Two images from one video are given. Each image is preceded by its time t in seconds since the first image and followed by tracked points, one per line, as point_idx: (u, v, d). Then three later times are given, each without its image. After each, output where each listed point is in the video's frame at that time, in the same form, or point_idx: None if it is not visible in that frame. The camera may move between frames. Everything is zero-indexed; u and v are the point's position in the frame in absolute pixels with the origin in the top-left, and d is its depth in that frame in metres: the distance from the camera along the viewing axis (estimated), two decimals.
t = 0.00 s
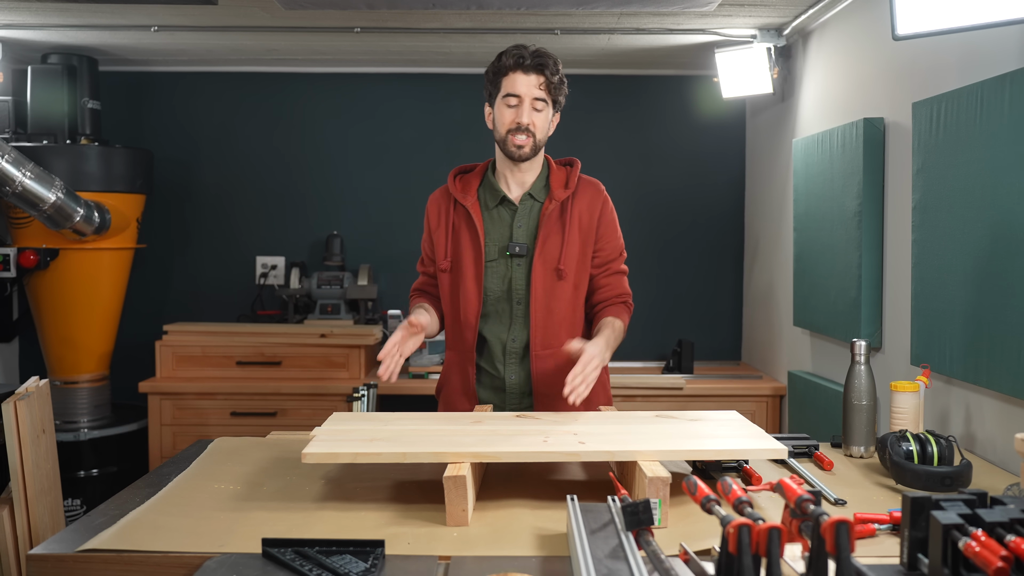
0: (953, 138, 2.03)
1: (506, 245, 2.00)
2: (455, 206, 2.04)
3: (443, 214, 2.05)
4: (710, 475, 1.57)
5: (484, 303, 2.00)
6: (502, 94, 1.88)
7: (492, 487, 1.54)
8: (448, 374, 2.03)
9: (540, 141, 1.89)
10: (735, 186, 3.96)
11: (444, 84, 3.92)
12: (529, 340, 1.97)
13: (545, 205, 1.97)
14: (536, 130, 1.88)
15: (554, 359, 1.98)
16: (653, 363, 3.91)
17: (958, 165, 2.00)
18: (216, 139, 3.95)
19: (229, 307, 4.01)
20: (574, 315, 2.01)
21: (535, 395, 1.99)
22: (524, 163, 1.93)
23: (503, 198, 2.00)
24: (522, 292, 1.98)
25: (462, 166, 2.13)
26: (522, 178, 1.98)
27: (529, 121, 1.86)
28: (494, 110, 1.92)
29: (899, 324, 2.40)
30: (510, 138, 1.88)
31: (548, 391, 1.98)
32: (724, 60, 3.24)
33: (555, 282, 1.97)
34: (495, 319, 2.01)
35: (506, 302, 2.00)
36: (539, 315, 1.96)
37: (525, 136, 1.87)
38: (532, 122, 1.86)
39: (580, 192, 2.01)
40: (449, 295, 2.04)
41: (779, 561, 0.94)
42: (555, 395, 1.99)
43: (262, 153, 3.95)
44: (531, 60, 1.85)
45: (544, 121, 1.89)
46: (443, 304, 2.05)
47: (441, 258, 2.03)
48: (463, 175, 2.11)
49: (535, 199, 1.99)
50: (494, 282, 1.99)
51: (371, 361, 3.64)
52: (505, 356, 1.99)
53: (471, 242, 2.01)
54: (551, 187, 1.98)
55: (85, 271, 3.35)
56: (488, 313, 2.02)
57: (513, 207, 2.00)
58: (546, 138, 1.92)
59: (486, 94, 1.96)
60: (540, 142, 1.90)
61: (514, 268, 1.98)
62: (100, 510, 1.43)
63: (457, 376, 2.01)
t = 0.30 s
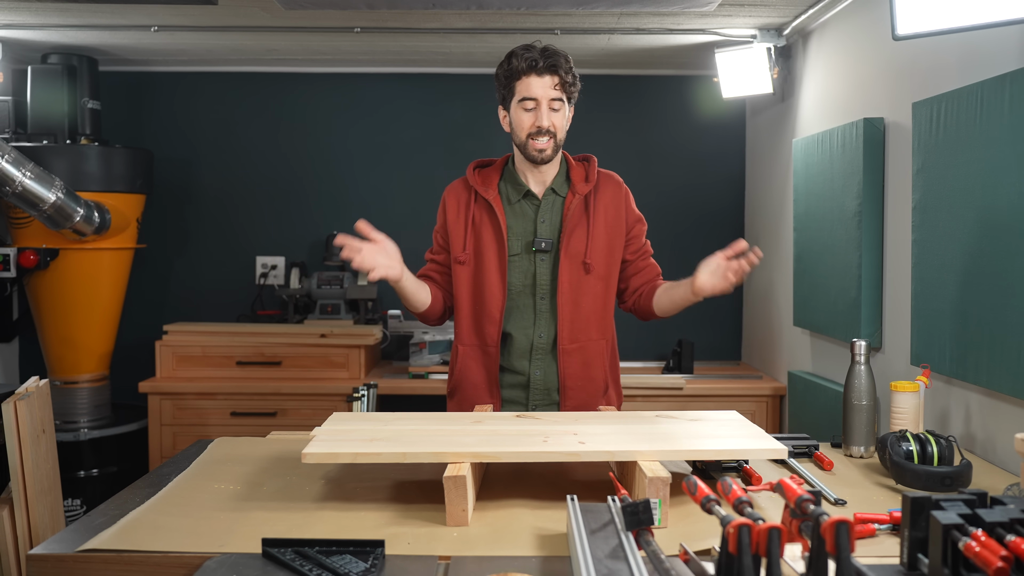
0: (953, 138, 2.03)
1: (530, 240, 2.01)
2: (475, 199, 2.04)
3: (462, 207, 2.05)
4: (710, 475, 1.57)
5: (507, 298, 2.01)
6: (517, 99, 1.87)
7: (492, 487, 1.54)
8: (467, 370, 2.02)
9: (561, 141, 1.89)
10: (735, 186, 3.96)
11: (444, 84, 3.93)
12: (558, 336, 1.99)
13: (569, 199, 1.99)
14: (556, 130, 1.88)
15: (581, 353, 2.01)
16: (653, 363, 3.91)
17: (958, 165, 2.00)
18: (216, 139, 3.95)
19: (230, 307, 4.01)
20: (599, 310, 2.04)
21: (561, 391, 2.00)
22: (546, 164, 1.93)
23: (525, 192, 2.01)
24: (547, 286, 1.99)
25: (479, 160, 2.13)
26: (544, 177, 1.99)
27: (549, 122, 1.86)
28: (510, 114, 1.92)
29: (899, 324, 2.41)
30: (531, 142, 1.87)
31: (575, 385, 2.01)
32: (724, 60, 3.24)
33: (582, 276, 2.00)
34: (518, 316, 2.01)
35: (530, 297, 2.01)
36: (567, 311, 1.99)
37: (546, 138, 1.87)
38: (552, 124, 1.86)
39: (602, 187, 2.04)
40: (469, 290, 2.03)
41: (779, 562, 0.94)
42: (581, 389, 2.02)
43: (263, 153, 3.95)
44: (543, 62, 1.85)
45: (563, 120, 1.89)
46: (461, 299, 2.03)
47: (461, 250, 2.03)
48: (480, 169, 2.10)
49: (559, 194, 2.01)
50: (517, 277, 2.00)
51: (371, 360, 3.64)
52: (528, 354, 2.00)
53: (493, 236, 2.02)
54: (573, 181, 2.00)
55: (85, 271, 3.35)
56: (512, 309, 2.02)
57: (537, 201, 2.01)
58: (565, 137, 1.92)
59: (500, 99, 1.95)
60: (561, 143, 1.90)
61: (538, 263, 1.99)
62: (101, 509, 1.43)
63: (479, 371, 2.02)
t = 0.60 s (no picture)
0: (953, 138, 2.03)
1: (553, 248, 2.00)
2: (495, 205, 2.03)
3: (482, 213, 2.04)
4: (710, 475, 1.57)
5: (528, 304, 2.00)
6: (545, 102, 1.88)
7: (492, 487, 1.54)
8: (486, 374, 2.03)
9: (586, 149, 1.90)
10: (735, 186, 3.96)
11: (444, 85, 3.93)
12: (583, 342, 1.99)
13: (593, 208, 1.99)
14: (582, 138, 1.89)
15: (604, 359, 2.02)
16: (653, 363, 3.91)
17: (958, 165, 2.00)
18: (217, 139, 3.95)
19: (230, 307, 4.01)
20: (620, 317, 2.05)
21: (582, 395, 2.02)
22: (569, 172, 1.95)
23: (548, 199, 2.00)
24: (569, 293, 1.99)
25: (499, 161, 2.12)
26: (567, 183, 1.99)
27: (573, 131, 1.87)
28: (537, 116, 1.93)
29: (899, 324, 2.40)
30: (554, 149, 1.89)
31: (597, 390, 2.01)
32: (724, 60, 3.24)
33: (606, 287, 2.00)
34: (540, 320, 2.01)
35: (552, 303, 2.01)
36: (593, 321, 1.99)
37: (570, 146, 1.88)
38: (577, 132, 1.87)
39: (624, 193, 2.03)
40: (490, 296, 2.04)
41: (779, 562, 0.94)
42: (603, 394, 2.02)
43: (265, 154, 3.96)
44: (575, 69, 1.84)
45: (588, 129, 1.90)
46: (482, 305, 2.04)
47: (480, 257, 2.03)
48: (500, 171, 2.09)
49: (582, 202, 2.00)
50: (538, 284, 2.00)
51: (371, 360, 3.64)
52: (548, 357, 2.01)
53: (514, 242, 2.01)
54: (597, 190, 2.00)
55: (85, 271, 3.35)
56: (533, 314, 2.02)
57: (560, 208, 2.00)
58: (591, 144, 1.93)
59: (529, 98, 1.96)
60: (585, 151, 1.91)
61: (561, 271, 1.99)
62: (102, 509, 1.43)
63: (498, 376, 2.03)
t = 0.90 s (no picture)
0: (953, 138, 2.03)
1: (566, 251, 2.00)
2: (512, 206, 2.03)
3: (499, 213, 2.03)
4: (710, 475, 1.57)
5: (539, 307, 2.01)
6: (554, 105, 1.88)
7: (492, 486, 1.54)
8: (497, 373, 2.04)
9: (593, 154, 1.88)
10: (735, 186, 3.96)
11: (444, 85, 3.93)
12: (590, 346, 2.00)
13: (606, 212, 1.98)
14: (588, 144, 1.87)
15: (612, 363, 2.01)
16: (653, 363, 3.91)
17: (959, 166, 2.00)
18: (217, 139, 3.95)
19: (230, 307, 4.01)
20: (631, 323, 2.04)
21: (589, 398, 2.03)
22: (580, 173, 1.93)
23: (562, 202, 2.00)
24: (580, 297, 2.00)
25: (515, 159, 2.11)
26: (580, 184, 1.98)
27: (578, 135, 1.86)
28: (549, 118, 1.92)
29: (899, 323, 2.40)
30: (560, 152, 1.88)
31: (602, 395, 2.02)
32: (724, 60, 3.24)
33: (616, 292, 1.99)
34: (550, 323, 2.02)
35: (562, 306, 2.01)
36: (601, 326, 1.98)
37: (575, 150, 1.87)
38: (582, 137, 1.86)
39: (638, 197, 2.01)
40: (503, 298, 2.04)
41: (779, 561, 0.94)
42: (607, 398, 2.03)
43: (266, 155, 3.96)
44: (581, 73, 1.82)
45: (596, 134, 1.88)
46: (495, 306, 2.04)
47: (498, 257, 2.01)
48: (517, 171, 2.08)
49: (595, 205, 2.00)
50: (550, 287, 2.00)
51: (371, 360, 3.64)
52: (556, 359, 2.02)
53: (529, 245, 2.00)
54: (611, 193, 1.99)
55: (85, 271, 3.35)
56: (542, 317, 2.03)
57: (573, 212, 2.00)
58: (600, 149, 1.90)
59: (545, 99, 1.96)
60: (593, 156, 1.89)
61: (572, 275, 1.99)
62: (102, 509, 1.43)
63: (508, 376, 2.05)
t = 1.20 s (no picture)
0: (953, 138, 2.03)
1: (559, 248, 2.01)
2: (507, 204, 2.05)
3: (495, 211, 2.05)
4: (710, 475, 1.57)
5: (533, 305, 2.01)
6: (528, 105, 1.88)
7: (492, 486, 1.54)
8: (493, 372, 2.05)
9: (574, 146, 1.86)
10: (735, 186, 3.96)
11: (443, 84, 3.93)
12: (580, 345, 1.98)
13: (598, 208, 1.98)
14: (565, 135, 1.85)
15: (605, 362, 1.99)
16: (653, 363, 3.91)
17: (958, 166, 2.00)
18: (217, 139, 3.95)
19: (230, 307, 4.01)
20: (623, 321, 2.02)
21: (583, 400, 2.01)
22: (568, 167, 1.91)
23: (554, 200, 2.01)
24: (573, 295, 2.00)
25: (513, 160, 2.13)
26: (571, 181, 1.98)
27: (555, 128, 1.84)
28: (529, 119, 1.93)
29: (899, 323, 2.41)
30: (542, 149, 1.87)
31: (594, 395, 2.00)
32: (724, 60, 3.24)
33: (608, 288, 1.98)
34: (544, 321, 2.03)
35: (555, 304, 2.01)
36: (592, 321, 1.97)
37: (556, 145, 1.85)
38: (559, 130, 1.84)
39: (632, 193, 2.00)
40: (499, 296, 2.05)
41: (779, 562, 0.94)
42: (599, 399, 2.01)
43: (266, 155, 3.96)
44: (546, 66, 1.82)
45: (574, 124, 1.86)
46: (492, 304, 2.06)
47: (494, 254, 2.03)
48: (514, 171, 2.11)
49: (587, 202, 2.00)
50: (544, 284, 2.00)
51: (371, 360, 3.64)
52: (549, 358, 2.02)
53: (523, 242, 2.01)
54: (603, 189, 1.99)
55: (85, 270, 3.35)
56: (537, 315, 2.03)
57: (565, 208, 2.01)
58: (583, 140, 1.88)
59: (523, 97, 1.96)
60: (574, 148, 1.87)
61: (564, 272, 1.99)
62: (103, 509, 1.43)
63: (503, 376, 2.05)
